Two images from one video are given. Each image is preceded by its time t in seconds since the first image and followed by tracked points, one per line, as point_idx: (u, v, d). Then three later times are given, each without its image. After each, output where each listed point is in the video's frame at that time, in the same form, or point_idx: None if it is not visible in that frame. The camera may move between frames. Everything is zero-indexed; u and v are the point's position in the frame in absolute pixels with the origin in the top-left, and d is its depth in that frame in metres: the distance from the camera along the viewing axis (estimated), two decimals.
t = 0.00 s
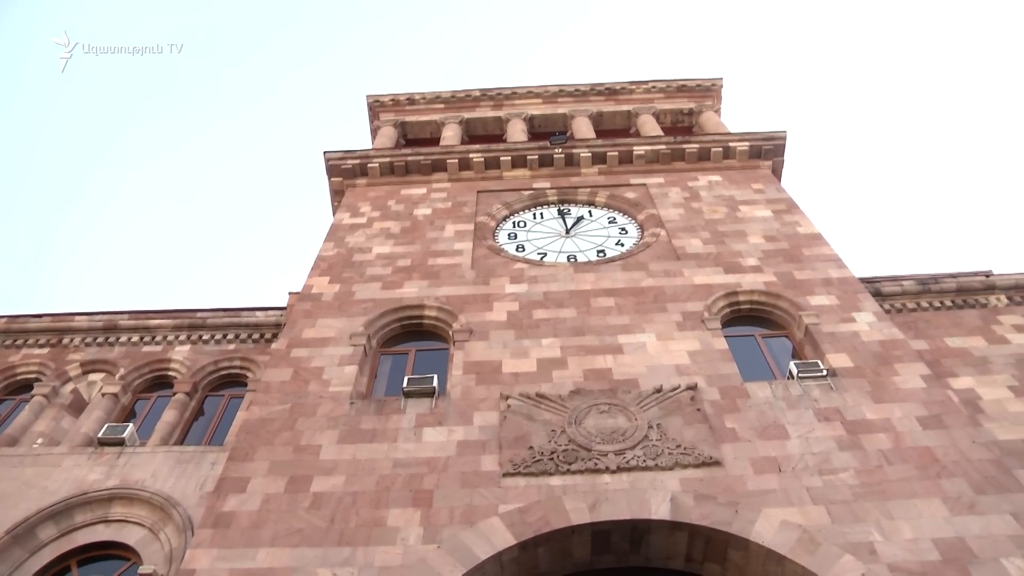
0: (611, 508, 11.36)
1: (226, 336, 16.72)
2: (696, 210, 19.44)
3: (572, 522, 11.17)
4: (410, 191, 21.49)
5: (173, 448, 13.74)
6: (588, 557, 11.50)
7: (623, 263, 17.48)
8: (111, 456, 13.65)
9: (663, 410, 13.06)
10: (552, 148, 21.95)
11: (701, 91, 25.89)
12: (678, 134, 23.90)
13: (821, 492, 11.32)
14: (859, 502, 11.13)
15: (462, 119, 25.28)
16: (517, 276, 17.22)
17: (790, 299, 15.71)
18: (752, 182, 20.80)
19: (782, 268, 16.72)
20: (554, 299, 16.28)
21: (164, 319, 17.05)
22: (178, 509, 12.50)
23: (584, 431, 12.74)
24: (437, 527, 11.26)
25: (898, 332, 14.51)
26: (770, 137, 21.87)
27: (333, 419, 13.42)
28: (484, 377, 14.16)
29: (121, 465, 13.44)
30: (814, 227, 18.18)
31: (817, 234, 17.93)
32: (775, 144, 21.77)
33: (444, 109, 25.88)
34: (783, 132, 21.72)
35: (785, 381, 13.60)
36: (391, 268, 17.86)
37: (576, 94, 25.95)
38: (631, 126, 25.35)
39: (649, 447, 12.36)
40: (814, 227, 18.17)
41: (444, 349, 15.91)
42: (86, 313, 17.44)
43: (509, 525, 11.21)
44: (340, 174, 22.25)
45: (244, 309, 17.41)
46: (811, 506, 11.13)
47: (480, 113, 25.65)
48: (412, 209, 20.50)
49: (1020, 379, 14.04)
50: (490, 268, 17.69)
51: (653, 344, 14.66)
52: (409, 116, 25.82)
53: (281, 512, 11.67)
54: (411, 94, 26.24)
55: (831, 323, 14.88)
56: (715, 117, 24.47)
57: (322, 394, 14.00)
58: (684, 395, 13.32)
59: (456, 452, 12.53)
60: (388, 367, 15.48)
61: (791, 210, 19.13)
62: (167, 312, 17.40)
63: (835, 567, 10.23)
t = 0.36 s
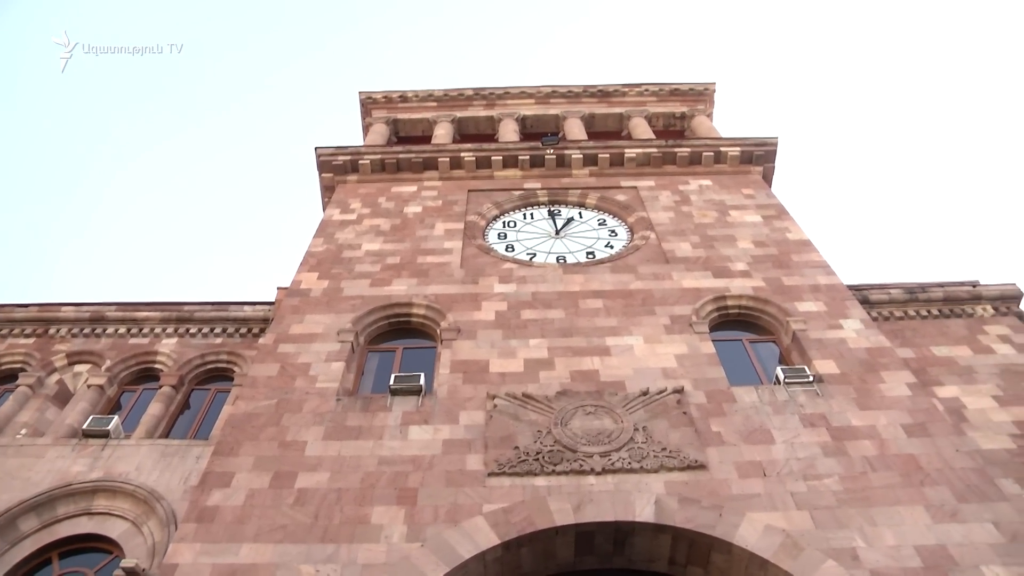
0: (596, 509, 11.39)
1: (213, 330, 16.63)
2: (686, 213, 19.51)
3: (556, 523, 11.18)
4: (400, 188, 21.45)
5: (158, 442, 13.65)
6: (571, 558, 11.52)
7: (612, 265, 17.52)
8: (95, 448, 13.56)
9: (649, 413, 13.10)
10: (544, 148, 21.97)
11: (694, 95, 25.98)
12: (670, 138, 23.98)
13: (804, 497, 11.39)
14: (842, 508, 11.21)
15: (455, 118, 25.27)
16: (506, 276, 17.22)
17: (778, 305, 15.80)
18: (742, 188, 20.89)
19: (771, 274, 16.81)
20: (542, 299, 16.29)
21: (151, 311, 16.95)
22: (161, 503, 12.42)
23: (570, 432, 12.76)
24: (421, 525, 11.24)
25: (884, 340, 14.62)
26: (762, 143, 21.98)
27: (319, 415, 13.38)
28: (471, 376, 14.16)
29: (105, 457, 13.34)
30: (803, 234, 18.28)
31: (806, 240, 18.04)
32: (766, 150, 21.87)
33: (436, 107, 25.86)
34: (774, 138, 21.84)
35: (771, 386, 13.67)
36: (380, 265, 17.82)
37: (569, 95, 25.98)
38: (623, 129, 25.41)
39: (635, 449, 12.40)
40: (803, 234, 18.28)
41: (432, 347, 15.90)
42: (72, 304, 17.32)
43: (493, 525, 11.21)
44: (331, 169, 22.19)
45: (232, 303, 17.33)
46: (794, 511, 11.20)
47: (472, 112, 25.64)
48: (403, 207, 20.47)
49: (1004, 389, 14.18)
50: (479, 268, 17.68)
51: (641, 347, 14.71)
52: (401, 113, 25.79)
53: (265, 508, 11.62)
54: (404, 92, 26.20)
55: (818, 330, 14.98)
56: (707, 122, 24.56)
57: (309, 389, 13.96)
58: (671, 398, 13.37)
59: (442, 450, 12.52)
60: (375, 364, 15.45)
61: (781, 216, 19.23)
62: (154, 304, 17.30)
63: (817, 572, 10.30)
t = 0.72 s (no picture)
0: (585, 510, 11.40)
1: (205, 325, 16.57)
2: (679, 216, 19.55)
3: (545, 523, 11.19)
4: (395, 186, 21.42)
5: (147, 436, 13.59)
6: (560, 559, 11.53)
7: (605, 266, 17.54)
8: (84, 442, 13.49)
9: (640, 415, 13.13)
10: (539, 149, 21.98)
11: (689, 98, 26.03)
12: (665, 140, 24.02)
13: (794, 501, 11.43)
14: (831, 512, 11.26)
15: (450, 117, 25.25)
16: (499, 276, 17.22)
17: (770, 309, 15.85)
18: (736, 191, 20.94)
19: (763, 278, 16.86)
20: (535, 300, 16.30)
21: (143, 306, 16.88)
22: (150, 498, 12.37)
23: (560, 433, 12.77)
24: (410, 524, 11.23)
25: (875, 345, 14.69)
26: (756, 147, 22.05)
27: (310, 412, 13.35)
28: (462, 375, 14.15)
29: (94, 452, 13.28)
30: (797, 239, 18.35)
31: (799, 245, 18.11)
32: (761, 154, 21.94)
33: (431, 106, 25.83)
34: (769, 143, 21.90)
35: (762, 390, 13.72)
36: (373, 263, 17.79)
37: (565, 96, 25.99)
38: (618, 131, 25.44)
39: (625, 451, 12.42)
40: (796, 238, 18.34)
41: (424, 346, 15.88)
42: (64, 297, 17.23)
43: (482, 524, 11.21)
44: (325, 166, 22.14)
45: (224, 299, 17.27)
46: (783, 514, 11.24)
47: (467, 111, 25.63)
48: (396, 205, 20.44)
49: (993, 397, 14.27)
50: (472, 267, 17.67)
51: (632, 349, 14.73)
52: (397, 111, 25.75)
53: (254, 504, 11.59)
54: (399, 90, 26.17)
55: (809, 335, 15.04)
56: (702, 125, 24.61)
57: (300, 386, 13.92)
58: (662, 401, 13.40)
59: (432, 449, 12.51)
60: (366, 362, 15.43)
61: (774, 221, 19.29)
62: (146, 299, 17.23)
63: None
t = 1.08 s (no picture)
0: (574, 511, 11.41)
1: (197, 318, 16.52)
2: (674, 220, 19.59)
3: (533, 524, 11.19)
4: (390, 184, 21.40)
5: (137, 429, 13.55)
6: (547, 560, 11.54)
7: (599, 268, 17.56)
8: (73, 433, 13.44)
9: (630, 417, 13.15)
10: (535, 149, 21.99)
11: (686, 102, 26.08)
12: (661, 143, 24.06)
13: (782, 506, 11.47)
14: (820, 518, 11.30)
15: (447, 115, 25.23)
16: (493, 276, 17.21)
17: (763, 314, 15.90)
18: (731, 196, 21.00)
19: (757, 283, 16.91)
20: (528, 300, 16.31)
21: (135, 298, 16.81)
22: (138, 491, 12.33)
23: (550, 433, 12.78)
24: (399, 522, 11.22)
25: (867, 353, 14.75)
26: (752, 152, 22.11)
27: (300, 408, 13.32)
28: (453, 374, 14.15)
29: (83, 443, 13.22)
30: (790, 244, 18.41)
31: (792, 251, 18.17)
32: (756, 159, 22.00)
33: (429, 104, 25.82)
34: (765, 148, 21.96)
35: (752, 395, 13.76)
36: (367, 259, 17.77)
37: (562, 97, 26.01)
38: (615, 133, 25.48)
39: (615, 453, 12.44)
40: (790, 244, 18.40)
41: (416, 344, 15.87)
42: (56, 287, 17.15)
43: (470, 523, 11.21)
44: (320, 162, 22.11)
45: (217, 292, 17.22)
46: (771, 519, 11.27)
47: (464, 110, 25.62)
48: (391, 202, 20.42)
49: (982, 406, 14.35)
50: (466, 266, 17.66)
51: (624, 351, 14.75)
52: (394, 108, 25.74)
53: (243, 499, 11.56)
54: (397, 87, 26.15)
55: (801, 341, 15.09)
56: (698, 129, 24.66)
57: (291, 382, 13.89)
58: (652, 403, 13.42)
59: (422, 447, 12.50)
60: (358, 359, 15.41)
61: (768, 226, 19.35)
62: (138, 291, 17.16)
63: None
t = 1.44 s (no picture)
0: (559, 512, 11.43)
1: (186, 311, 16.44)
2: (666, 224, 19.65)
3: (519, 524, 11.20)
4: (383, 181, 21.36)
5: (123, 421, 13.47)
6: (532, 560, 11.55)
7: (590, 270, 17.59)
8: (59, 424, 13.35)
9: (618, 419, 13.18)
10: (529, 150, 22.00)
11: (681, 106, 26.15)
12: (655, 147, 24.13)
13: (767, 512, 11.52)
14: (804, 524, 11.36)
15: (441, 113, 25.22)
16: (484, 275, 17.22)
17: (752, 320, 15.97)
18: (723, 201, 21.08)
19: (747, 289, 16.98)
20: (518, 300, 16.32)
21: (125, 289, 16.72)
22: (124, 483, 12.27)
23: (538, 434, 12.79)
24: (384, 519, 11.21)
25: (855, 360, 14.84)
26: (745, 158, 22.20)
27: (288, 403, 13.28)
28: (442, 373, 14.14)
29: (69, 434, 13.14)
30: (781, 251, 18.49)
31: (783, 257, 18.26)
32: (749, 165, 22.09)
33: (423, 102, 25.80)
34: (758, 155, 22.06)
35: (740, 400, 13.82)
36: (358, 256, 17.73)
37: (557, 99, 26.05)
38: (609, 135, 25.53)
39: (601, 455, 12.46)
40: (781, 251, 18.49)
41: (405, 342, 15.85)
42: (44, 276, 17.04)
43: (455, 522, 11.21)
44: (314, 158, 22.06)
45: (207, 286, 17.14)
46: (756, 524, 11.32)
47: (459, 109, 25.61)
48: (384, 199, 20.39)
49: (968, 416, 14.47)
50: (457, 265, 17.66)
51: (613, 354, 14.78)
52: (388, 106, 25.70)
53: (229, 494, 11.52)
54: (392, 84, 26.12)
55: (790, 347, 15.17)
56: (692, 133, 24.74)
57: (279, 377, 13.85)
58: (640, 406, 13.46)
59: (409, 446, 12.49)
60: (346, 356, 15.38)
61: (760, 232, 19.44)
62: (128, 282, 17.07)
63: None
